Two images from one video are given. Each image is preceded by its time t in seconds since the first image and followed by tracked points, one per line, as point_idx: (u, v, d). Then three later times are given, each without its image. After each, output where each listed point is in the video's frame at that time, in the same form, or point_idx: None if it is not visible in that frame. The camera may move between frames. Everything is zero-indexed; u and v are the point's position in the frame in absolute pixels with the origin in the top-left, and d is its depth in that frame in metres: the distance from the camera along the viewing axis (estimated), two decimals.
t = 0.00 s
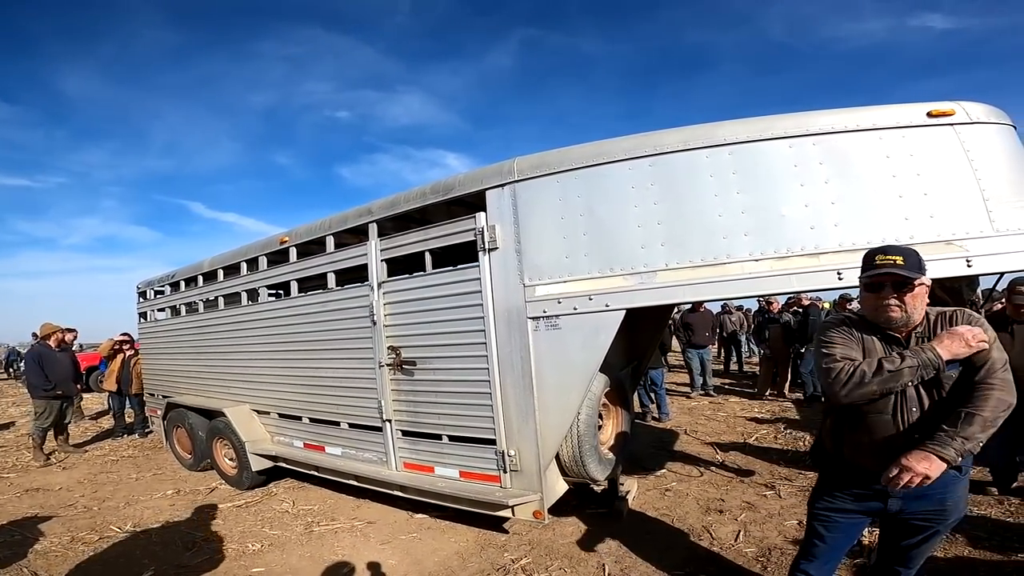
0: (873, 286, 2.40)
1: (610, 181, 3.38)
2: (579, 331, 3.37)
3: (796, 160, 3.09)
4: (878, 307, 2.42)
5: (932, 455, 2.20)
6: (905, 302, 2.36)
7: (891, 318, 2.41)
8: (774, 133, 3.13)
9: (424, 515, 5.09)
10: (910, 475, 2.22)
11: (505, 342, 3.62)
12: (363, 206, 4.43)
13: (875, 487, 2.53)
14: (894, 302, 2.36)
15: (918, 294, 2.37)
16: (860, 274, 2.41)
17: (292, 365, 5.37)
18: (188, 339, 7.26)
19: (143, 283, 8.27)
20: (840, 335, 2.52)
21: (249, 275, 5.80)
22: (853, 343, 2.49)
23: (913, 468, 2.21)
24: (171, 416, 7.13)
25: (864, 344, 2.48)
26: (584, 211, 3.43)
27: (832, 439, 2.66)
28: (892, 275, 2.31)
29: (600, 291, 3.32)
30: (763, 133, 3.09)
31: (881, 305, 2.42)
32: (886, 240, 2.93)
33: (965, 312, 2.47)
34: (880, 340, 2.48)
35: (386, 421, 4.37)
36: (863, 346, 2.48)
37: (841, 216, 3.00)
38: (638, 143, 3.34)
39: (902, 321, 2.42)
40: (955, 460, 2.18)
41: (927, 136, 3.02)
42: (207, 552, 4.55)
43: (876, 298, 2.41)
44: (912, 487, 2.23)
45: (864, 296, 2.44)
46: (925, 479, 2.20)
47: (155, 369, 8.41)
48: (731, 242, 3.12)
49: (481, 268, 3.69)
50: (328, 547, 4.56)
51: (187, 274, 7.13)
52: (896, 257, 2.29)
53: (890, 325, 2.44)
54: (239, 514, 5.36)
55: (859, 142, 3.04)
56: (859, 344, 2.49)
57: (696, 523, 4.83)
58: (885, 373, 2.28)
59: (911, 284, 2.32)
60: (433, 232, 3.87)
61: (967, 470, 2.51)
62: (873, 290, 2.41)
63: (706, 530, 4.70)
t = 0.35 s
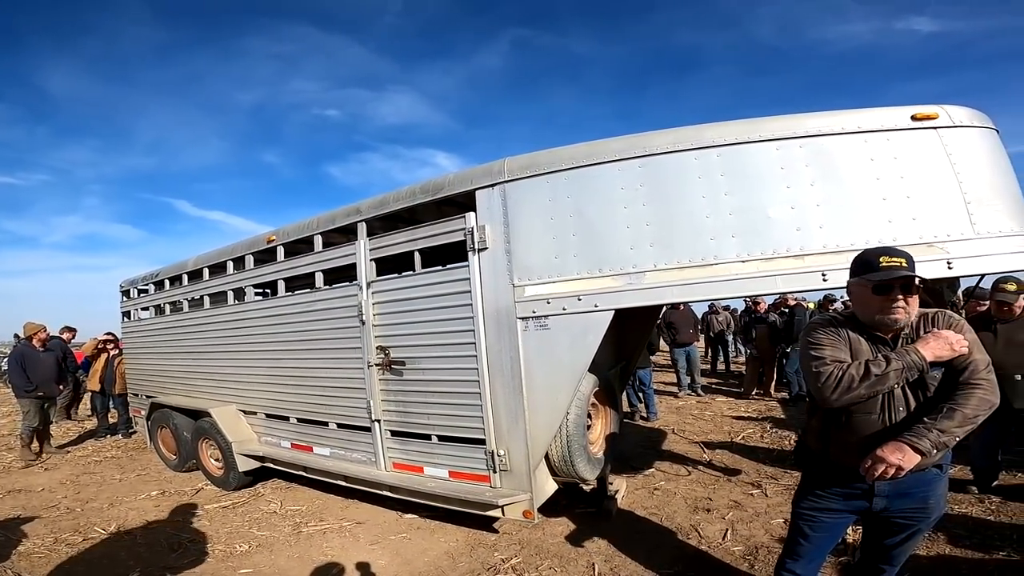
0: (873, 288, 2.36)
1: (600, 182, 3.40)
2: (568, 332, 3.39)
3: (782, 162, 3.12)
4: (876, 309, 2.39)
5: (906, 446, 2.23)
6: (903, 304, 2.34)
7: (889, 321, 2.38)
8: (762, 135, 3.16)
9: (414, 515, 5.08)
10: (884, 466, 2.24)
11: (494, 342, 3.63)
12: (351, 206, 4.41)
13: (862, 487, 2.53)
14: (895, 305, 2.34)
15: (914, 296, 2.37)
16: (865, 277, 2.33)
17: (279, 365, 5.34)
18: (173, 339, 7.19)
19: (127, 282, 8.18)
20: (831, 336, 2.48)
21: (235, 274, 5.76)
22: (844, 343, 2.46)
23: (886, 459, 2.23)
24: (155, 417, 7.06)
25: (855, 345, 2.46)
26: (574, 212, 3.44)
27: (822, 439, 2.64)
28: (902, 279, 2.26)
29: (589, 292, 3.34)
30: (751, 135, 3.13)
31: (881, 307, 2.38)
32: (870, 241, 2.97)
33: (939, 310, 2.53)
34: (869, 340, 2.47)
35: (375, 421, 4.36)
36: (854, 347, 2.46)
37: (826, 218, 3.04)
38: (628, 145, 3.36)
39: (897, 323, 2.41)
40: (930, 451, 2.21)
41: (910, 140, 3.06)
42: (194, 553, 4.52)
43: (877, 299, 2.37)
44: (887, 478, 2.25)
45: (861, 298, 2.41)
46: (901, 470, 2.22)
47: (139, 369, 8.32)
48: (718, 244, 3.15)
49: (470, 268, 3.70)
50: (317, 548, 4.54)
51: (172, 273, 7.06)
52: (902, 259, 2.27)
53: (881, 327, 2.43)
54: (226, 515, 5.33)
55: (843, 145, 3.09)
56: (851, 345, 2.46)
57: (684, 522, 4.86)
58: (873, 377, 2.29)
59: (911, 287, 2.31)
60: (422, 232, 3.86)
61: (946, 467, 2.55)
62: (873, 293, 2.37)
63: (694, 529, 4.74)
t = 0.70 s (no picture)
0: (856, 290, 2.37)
1: (583, 184, 3.42)
2: (549, 332, 3.41)
3: (760, 166, 3.17)
4: (857, 311, 2.41)
5: (878, 440, 2.27)
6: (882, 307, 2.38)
7: (869, 323, 2.41)
8: (741, 139, 3.20)
9: (395, 515, 5.07)
10: (856, 459, 2.27)
11: (475, 342, 3.64)
12: (333, 204, 4.38)
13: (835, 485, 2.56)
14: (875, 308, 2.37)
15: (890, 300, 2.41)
16: (859, 281, 2.30)
17: (257, 365, 5.30)
18: (147, 337, 7.08)
19: (100, 279, 8.05)
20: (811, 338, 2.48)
21: (213, 272, 5.70)
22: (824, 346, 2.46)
23: (858, 452, 2.26)
24: (129, 416, 6.96)
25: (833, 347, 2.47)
26: (556, 213, 3.46)
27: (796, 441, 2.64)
28: (893, 285, 2.27)
29: (570, 292, 3.36)
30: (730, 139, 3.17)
31: (866, 309, 2.39)
32: (843, 245, 3.02)
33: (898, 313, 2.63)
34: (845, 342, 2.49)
35: (356, 421, 4.34)
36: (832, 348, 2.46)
37: (801, 222, 3.08)
38: (610, 147, 3.38)
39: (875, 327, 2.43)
40: (900, 444, 2.26)
41: (884, 146, 3.12)
42: (169, 553, 4.47)
43: (862, 302, 2.37)
44: (860, 471, 2.28)
45: (843, 300, 2.42)
46: (873, 462, 2.25)
47: (112, 367, 8.19)
48: (697, 246, 3.18)
49: (452, 268, 3.70)
50: (296, 548, 4.51)
51: (148, 271, 6.96)
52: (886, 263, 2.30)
53: (858, 327, 2.45)
54: (202, 515, 5.27)
55: (819, 150, 3.14)
56: (829, 347, 2.47)
57: (663, 521, 4.91)
58: (856, 378, 2.30)
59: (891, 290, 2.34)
60: (405, 232, 3.86)
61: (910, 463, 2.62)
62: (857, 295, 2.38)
63: (673, 528, 4.78)
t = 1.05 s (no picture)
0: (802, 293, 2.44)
1: (548, 188, 3.45)
2: (514, 335, 3.42)
3: (719, 173, 3.24)
4: (802, 314, 2.48)
5: (838, 438, 2.31)
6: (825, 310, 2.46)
7: (813, 325, 2.49)
8: (701, 147, 3.28)
9: (360, 520, 5.02)
10: (818, 458, 2.31)
11: (439, 346, 3.63)
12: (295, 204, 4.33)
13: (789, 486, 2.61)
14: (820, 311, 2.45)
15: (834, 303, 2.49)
16: (804, 285, 2.38)
17: (212, 369, 5.18)
18: (96, 340, 6.86)
19: (45, 280, 7.76)
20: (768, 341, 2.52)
21: (166, 273, 5.55)
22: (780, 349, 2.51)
23: (820, 452, 2.30)
24: (75, 421, 6.73)
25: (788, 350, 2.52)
26: (521, 217, 3.48)
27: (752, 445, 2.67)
28: (835, 289, 2.36)
29: (534, 296, 3.38)
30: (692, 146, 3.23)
31: (809, 312, 2.47)
32: (796, 251, 3.11)
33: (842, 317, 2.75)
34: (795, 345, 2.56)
35: (318, 425, 4.28)
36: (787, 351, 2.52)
37: (756, 228, 3.17)
38: (575, 153, 3.42)
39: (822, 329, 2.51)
40: (858, 442, 2.32)
41: (835, 156, 3.23)
42: (121, 562, 4.35)
43: (807, 305, 2.46)
44: (821, 469, 2.32)
45: (793, 303, 2.49)
46: (832, 461, 2.30)
47: (57, 371, 7.90)
48: (658, 251, 3.24)
49: (417, 271, 3.69)
50: (257, 554, 4.44)
51: (97, 271, 6.74)
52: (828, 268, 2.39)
53: (806, 330, 2.52)
54: (156, 522, 5.14)
55: (774, 159, 3.23)
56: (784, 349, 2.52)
57: (629, 522, 4.96)
58: (823, 380, 2.34)
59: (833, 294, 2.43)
60: (369, 234, 3.83)
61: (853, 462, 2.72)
62: (802, 299, 2.45)
63: (639, 529, 4.84)
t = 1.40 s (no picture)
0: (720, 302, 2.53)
1: (500, 193, 3.47)
2: (463, 338, 3.43)
3: (665, 184, 3.34)
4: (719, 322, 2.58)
5: (763, 442, 2.42)
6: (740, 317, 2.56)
7: (730, 332, 2.59)
8: (650, 157, 3.37)
9: (303, 526, 4.91)
10: (746, 463, 2.40)
11: (387, 347, 3.60)
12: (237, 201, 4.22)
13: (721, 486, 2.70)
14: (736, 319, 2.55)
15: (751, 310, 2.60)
16: (722, 294, 2.47)
17: (139, 370, 4.99)
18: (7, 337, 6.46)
19: None
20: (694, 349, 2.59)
21: (89, 268, 5.30)
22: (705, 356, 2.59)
23: (749, 457, 2.39)
24: None
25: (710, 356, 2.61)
26: (472, 221, 3.49)
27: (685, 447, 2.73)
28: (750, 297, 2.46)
29: (484, 300, 3.40)
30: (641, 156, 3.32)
31: (727, 320, 2.57)
32: (733, 261, 3.23)
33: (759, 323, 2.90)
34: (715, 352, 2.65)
35: (256, 429, 4.18)
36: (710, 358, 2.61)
37: (698, 238, 3.28)
38: (528, 158, 3.46)
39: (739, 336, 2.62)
40: (779, 445, 2.44)
41: (773, 171, 3.37)
42: (37, 570, 4.16)
43: (725, 314, 2.55)
44: (748, 473, 2.42)
45: (711, 311, 2.57)
46: (759, 465, 2.40)
47: None
48: (605, 258, 3.31)
49: (365, 272, 3.66)
50: (192, 562, 4.29)
51: (10, 263, 6.35)
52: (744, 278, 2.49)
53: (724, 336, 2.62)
54: (75, 530, 4.91)
55: (717, 171, 3.34)
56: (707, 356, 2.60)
57: (577, 524, 5.03)
58: (748, 390, 2.44)
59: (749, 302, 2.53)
60: (315, 233, 3.78)
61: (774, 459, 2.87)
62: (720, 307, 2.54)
63: (587, 530, 4.91)
